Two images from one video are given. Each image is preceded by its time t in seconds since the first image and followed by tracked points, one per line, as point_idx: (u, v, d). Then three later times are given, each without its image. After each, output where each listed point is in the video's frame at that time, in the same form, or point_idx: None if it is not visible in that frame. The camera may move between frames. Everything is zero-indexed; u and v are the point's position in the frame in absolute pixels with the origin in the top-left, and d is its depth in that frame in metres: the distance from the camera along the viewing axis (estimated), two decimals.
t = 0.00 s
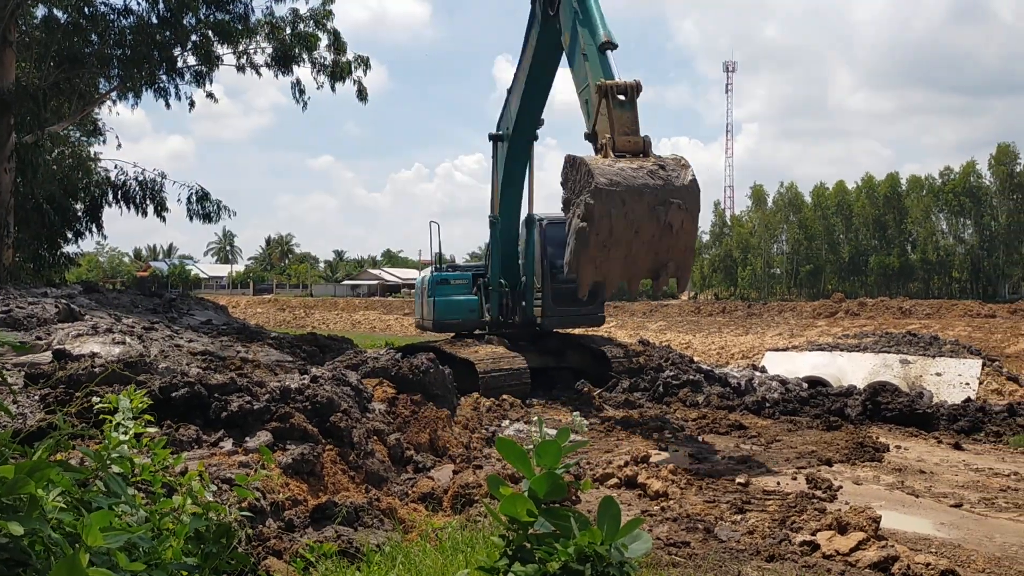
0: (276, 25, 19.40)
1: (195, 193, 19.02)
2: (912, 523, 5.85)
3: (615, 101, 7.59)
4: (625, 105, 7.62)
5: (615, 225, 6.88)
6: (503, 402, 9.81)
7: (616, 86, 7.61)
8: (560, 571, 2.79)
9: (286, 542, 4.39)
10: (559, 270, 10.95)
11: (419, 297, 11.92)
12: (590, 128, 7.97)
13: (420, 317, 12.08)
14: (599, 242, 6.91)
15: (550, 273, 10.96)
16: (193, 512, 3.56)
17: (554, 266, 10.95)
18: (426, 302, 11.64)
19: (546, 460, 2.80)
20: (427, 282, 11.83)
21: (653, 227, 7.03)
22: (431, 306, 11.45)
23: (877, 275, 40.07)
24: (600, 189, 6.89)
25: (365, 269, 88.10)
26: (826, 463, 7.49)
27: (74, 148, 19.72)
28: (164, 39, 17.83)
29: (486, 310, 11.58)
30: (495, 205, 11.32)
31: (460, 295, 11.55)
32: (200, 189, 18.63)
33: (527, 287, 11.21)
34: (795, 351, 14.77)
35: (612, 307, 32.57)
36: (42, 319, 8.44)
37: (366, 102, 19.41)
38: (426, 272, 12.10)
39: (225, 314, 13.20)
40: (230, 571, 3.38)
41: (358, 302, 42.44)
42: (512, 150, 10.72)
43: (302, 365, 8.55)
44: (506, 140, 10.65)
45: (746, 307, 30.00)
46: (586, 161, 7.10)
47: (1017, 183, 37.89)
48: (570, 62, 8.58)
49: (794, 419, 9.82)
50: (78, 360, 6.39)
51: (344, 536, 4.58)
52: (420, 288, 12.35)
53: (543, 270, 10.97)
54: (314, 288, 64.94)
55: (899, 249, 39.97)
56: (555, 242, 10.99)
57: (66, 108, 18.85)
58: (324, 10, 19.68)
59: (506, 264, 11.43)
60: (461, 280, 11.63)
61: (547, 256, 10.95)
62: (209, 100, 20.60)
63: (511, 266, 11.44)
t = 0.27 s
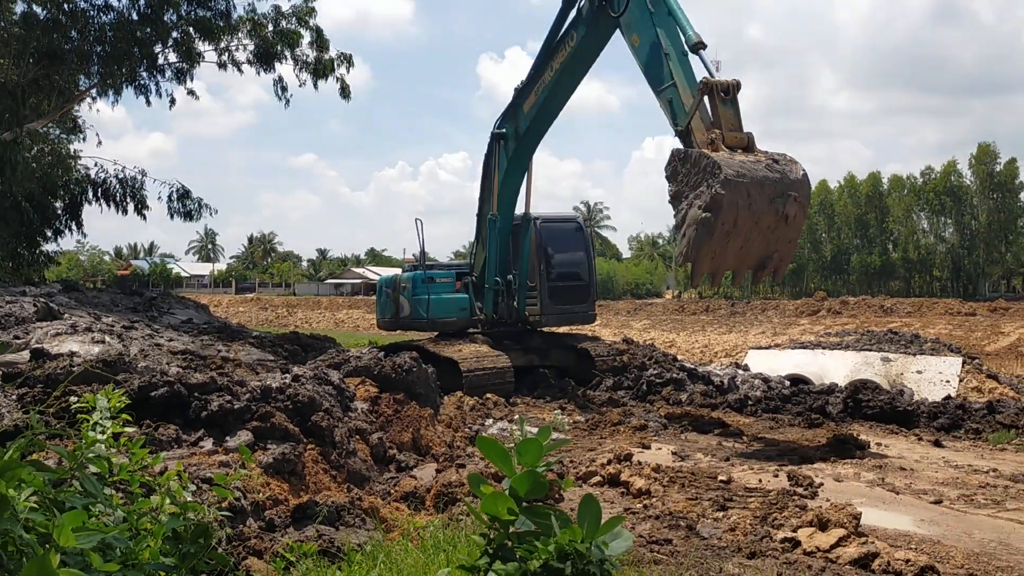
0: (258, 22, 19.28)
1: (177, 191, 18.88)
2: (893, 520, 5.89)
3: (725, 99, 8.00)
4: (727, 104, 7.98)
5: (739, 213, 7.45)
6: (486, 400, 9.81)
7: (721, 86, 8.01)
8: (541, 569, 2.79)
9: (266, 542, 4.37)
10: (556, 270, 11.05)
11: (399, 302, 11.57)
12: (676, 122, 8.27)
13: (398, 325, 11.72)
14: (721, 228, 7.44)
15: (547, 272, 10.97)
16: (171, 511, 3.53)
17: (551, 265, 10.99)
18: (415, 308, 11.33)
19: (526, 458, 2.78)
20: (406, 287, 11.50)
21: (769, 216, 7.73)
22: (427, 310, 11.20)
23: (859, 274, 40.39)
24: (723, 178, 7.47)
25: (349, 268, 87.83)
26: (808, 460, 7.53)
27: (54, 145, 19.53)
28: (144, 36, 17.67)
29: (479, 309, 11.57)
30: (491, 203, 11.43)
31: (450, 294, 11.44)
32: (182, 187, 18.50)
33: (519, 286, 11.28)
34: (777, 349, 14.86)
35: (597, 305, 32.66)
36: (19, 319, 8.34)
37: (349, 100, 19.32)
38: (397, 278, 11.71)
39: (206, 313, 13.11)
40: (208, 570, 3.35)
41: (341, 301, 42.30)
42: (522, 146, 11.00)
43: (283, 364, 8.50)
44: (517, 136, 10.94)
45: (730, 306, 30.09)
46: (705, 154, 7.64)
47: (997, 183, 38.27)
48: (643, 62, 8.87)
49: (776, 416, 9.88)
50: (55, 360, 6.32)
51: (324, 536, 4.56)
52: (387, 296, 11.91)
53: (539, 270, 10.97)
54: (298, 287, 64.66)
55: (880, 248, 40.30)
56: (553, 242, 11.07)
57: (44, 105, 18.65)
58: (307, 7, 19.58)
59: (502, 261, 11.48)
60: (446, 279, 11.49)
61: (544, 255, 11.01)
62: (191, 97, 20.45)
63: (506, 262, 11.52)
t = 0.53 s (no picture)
0: (240, 19, 19.14)
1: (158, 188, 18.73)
2: (874, 516, 5.94)
3: (805, 101, 8.95)
4: (808, 104, 8.99)
5: (842, 206, 8.20)
6: (470, 399, 9.80)
7: (801, 89, 8.93)
8: (524, 568, 2.79)
9: (248, 541, 4.35)
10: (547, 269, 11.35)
11: (382, 301, 11.12)
12: (750, 128, 8.97)
13: (378, 324, 11.22)
14: (825, 220, 8.17)
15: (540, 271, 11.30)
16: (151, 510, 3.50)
17: (543, 264, 11.28)
18: (404, 306, 10.91)
19: (509, 457, 2.74)
20: (391, 285, 11.06)
21: (862, 209, 8.42)
22: (421, 307, 10.82)
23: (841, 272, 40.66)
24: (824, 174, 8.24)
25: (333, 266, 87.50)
26: (790, 457, 7.58)
27: (33, 142, 19.33)
28: (125, 32, 17.51)
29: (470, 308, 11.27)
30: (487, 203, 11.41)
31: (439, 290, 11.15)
32: (163, 184, 18.35)
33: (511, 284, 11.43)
34: (760, 347, 14.95)
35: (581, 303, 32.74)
36: None
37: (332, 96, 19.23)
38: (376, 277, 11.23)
39: (188, 311, 13.02)
40: (188, 570, 3.32)
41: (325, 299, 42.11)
42: (528, 148, 11.21)
43: (266, 362, 8.45)
44: (526, 138, 11.12)
45: (713, 304, 30.19)
46: (805, 152, 8.44)
47: (977, 181, 38.69)
48: (702, 68, 9.45)
49: (758, 413, 9.93)
50: (34, 358, 6.25)
51: (307, 535, 4.54)
52: (361, 295, 11.35)
53: (535, 269, 11.25)
54: (281, 285, 64.32)
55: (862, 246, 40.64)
56: (543, 242, 11.36)
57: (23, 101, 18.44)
58: (290, 3, 19.47)
59: (495, 260, 11.33)
60: (433, 276, 11.20)
61: (536, 254, 11.26)
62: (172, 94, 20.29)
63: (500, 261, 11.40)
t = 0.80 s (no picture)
0: (225, 14, 19.01)
1: (142, 184, 18.59)
2: (859, 511, 5.98)
3: (861, 106, 9.25)
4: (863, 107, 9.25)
5: (916, 203, 8.90)
6: (457, 395, 9.80)
7: (858, 94, 9.20)
8: (510, 564, 2.78)
9: (233, 538, 4.33)
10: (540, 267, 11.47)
11: (373, 298, 11.02)
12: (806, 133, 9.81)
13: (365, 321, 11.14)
14: (902, 215, 8.83)
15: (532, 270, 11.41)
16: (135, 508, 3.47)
17: (536, 262, 11.39)
18: (400, 303, 10.84)
19: (496, 453, 2.75)
20: (382, 282, 10.96)
21: (925, 204, 9.02)
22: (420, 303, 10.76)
23: (826, 269, 40.86)
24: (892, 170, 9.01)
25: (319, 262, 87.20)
26: (775, 453, 7.61)
27: (16, 137, 19.15)
28: (109, 27, 17.36)
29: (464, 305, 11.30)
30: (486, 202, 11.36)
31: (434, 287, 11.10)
32: (147, 180, 18.22)
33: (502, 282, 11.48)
34: (746, 343, 15.01)
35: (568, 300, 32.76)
36: None
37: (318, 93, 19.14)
38: (363, 274, 11.09)
39: (173, 308, 12.95)
40: (172, 568, 3.30)
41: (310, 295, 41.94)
42: (533, 149, 11.29)
43: (251, 359, 8.40)
44: (532, 138, 11.15)
45: (699, 300, 30.26)
46: (879, 152, 9.13)
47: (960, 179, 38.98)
48: (749, 77, 10.24)
49: (744, 410, 9.98)
50: (16, 355, 6.20)
51: (292, 532, 4.51)
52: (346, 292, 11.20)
53: (528, 266, 11.35)
54: (266, 281, 64.05)
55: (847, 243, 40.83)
56: (536, 239, 11.47)
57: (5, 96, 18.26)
58: None
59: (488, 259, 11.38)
60: (424, 273, 11.19)
61: (528, 252, 11.37)
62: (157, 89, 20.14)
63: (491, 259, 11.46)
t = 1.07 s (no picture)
0: (213, 8, 18.89)
1: (130, 178, 18.47)
2: (847, 506, 6.01)
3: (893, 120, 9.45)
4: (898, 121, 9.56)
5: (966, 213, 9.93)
6: (446, 391, 9.79)
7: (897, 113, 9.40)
8: (499, 559, 2.77)
9: (222, 534, 4.32)
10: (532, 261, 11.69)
11: (366, 294, 10.95)
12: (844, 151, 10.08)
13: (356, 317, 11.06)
14: (956, 223, 9.93)
15: (524, 267, 11.61)
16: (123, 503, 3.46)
17: (528, 257, 11.61)
18: (399, 299, 10.82)
19: (486, 448, 2.75)
20: (377, 278, 10.89)
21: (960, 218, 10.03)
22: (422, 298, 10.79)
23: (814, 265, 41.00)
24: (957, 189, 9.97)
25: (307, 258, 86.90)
26: (764, 449, 7.64)
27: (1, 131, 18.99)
28: (96, 20, 17.23)
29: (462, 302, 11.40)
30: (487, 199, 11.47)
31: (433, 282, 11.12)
32: (135, 175, 18.10)
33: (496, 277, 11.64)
34: (734, 339, 15.05)
35: (558, 296, 32.81)
36: None
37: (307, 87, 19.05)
38: (355, 270, 11.00)
39: (160, 304, 12.87)
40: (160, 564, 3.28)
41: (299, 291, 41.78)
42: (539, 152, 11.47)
43: (240, 355, 8.36)
44: (542, 143, 11.30)
45: (688, 296, 30.29)
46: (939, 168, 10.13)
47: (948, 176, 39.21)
48: (785, 97, 10.44)
49: (733, 405, 10.00)
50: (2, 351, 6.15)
51: (281, 528, 4.50)
52: (335, 288, 11.08)
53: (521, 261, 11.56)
54: (254, 276, 63.78)
55: (835, 240, 41.00)
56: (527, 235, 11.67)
57: None
58: None
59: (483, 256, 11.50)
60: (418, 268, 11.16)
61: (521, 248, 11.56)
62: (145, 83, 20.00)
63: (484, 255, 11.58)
